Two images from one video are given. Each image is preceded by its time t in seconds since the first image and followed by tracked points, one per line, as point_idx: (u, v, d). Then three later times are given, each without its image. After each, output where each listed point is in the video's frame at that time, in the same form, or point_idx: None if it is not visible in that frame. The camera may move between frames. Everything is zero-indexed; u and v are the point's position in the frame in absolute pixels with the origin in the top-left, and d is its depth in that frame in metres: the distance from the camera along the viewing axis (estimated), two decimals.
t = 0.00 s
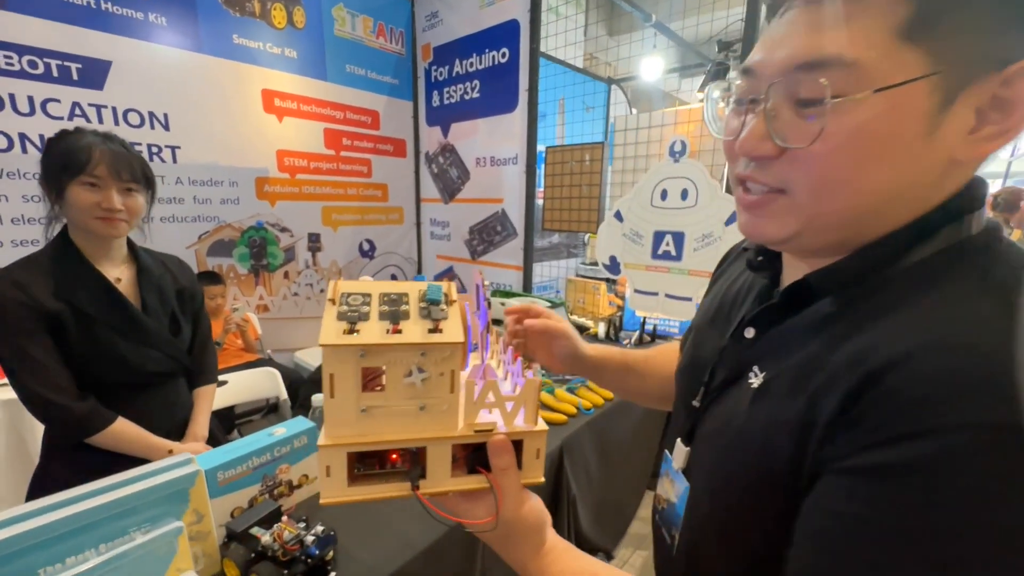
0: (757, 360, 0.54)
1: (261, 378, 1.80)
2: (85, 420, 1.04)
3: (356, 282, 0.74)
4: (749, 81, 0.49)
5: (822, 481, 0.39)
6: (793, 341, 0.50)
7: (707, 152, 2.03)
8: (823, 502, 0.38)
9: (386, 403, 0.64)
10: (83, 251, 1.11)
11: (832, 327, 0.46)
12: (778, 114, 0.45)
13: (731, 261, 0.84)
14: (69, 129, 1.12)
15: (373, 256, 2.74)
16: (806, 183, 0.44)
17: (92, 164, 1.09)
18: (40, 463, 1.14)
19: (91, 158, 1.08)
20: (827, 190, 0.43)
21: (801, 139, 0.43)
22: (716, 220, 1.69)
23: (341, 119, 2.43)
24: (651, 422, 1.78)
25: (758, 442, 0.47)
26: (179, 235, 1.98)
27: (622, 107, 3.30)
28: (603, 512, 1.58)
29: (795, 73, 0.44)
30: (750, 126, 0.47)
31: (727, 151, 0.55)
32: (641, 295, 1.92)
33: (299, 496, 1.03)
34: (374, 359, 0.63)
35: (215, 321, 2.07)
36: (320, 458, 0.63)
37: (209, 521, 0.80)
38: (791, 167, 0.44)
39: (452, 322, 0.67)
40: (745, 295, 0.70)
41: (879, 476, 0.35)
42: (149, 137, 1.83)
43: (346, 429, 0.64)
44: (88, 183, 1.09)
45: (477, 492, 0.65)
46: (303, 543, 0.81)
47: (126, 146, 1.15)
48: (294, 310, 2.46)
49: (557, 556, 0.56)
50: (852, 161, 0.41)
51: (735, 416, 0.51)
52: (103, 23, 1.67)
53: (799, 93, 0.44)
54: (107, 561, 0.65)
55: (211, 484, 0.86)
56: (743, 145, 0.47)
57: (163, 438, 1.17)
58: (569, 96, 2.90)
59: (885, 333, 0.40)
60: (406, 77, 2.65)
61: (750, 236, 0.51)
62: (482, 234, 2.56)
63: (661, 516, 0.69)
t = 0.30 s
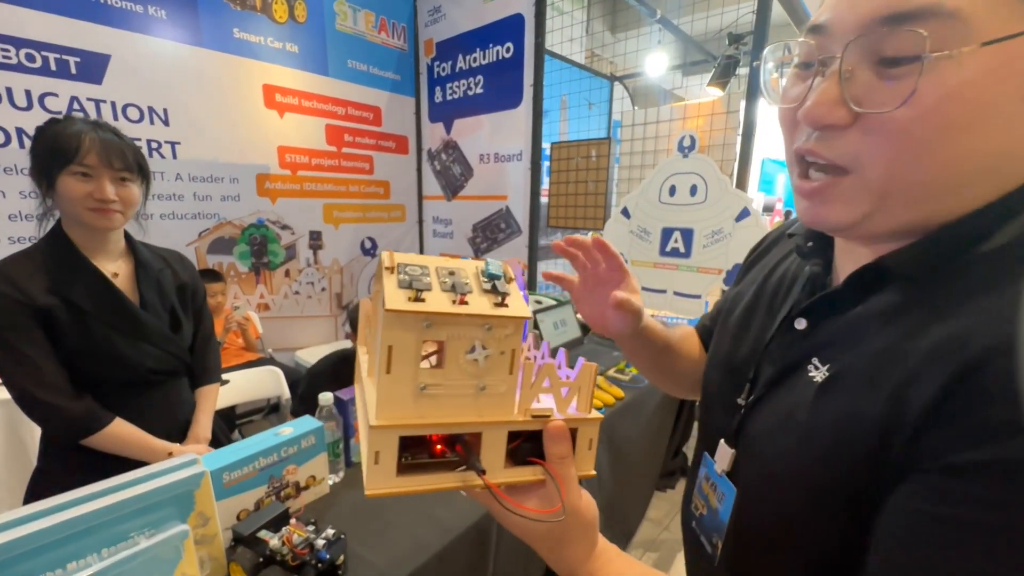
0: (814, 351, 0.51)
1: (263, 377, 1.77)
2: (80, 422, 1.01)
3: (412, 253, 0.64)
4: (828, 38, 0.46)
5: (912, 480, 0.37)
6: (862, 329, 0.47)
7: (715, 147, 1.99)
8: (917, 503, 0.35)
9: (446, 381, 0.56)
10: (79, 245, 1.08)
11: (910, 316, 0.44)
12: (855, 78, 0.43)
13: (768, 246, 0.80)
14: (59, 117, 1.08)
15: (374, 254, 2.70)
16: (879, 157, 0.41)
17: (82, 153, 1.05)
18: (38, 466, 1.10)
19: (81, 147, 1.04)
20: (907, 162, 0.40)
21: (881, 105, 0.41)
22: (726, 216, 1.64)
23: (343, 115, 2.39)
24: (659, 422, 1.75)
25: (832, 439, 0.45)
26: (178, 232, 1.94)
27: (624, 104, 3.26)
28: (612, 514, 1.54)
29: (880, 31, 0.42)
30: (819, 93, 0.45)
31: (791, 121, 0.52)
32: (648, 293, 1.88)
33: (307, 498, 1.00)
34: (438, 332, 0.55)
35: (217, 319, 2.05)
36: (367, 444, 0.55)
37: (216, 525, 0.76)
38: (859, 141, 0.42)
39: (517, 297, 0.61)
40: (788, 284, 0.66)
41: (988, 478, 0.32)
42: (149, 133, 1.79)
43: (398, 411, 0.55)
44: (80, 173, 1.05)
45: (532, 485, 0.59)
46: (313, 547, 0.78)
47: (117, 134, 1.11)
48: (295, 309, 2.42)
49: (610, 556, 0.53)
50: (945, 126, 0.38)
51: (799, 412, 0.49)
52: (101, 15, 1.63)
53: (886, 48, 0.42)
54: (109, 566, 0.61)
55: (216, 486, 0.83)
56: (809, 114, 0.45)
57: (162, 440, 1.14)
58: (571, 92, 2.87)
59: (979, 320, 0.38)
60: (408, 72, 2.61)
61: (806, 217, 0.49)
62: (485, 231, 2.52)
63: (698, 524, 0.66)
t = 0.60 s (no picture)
0: (827, 352, 0.53)
1: (259, 379, 1.77)
2: (76, 424, 1.00)
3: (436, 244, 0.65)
4: (869, 42, 0.46)
5: (925, 478, 0.38)
6: (879, 331, 0.49)
7: (708, 148, 2.00)
8: (929, 498, 0.37)
9: (484, 367, 0.57)
10: (70, 248, 1.07)
11: (927, 320, 0.45)
12: (897, 87, 0.43)
13: (773, 247, 0.81)
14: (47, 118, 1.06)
15: (369, 256, 2.70)
16: (915, 168, 0.41)
17: (72, 154, 1.04)
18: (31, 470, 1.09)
19: (71, 148, 1.04)
20: (943, 174, 0.41)
21: (926, 116, 0.41)
22: (719, 216, 1.67)
23: (337, 116, 2.38)
24: (653, 420, 1.77)
25: (847, 439, 0.47)
26: (171, 234, 1.93)
27: (616, 105, 3.27)
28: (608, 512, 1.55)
29: (930, 38, 0.42)
30: (855, 100, 0.45)
31: (819, 125, 0.52)
32: (642, 293, 1.90)
33: (304, 501, 1.00)
34: (476, 318, 0.57)
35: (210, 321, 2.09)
36: (410, 433, 0.54)
37: (214, 529, 0.76)
38: (897, 150, 0.42)
39: (544, 283, 0.64)
40: (795, 286, 0.67)
41: (1008, 478, 0.33)
42: (140, 133, 1.78)
43: (438, 399, 0.56)
44: (71, 174, 1.05)
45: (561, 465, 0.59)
46: (313, 551, 0.80)
47: (107, 134, 1.10)
48: (288, 310, 2.41)
49: (631, 533, 0.52)
50: (988, 141, 0.39)
51: (811, 415, 0.50)
52: (90, 14, 1.61)
53: (932, 56, 0.42)
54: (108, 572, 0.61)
55: (213, 490, 0.83)
56: (844, 121, 0.45)
57: (159, 442, 1.13)
58: (563, 94, 2.88)
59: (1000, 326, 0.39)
60: (401, 74, 2.61)
61: (829, 224, 0.49)
62: (480, 232, 2.52)
63: (704, 522, 0.68)
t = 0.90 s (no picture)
0: (807, 348, 0.56)
1: (232, 384, 1.72)
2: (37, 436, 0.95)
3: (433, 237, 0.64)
4: (873, 48, 0.47)
5: (899, 467, 0.41)
6: (858, 328, 0.51)
7: (681, 149, 2.05)
8: (903, 487, 0.39)
9: (491, 358, 0.58)
10: (22, 250, 1.02)
11: (902, 318, 0.48)
12: (900, 93, 0.45)
13: (757, 244, 0.84)
14: None
15: (345, 256, 2.65)
16: (909, 174, 0.44)
17: (20, 152, 0.99)
18: None
19: (19, 145, 0.99)
20: (937, 179, 0.43)
21: (928, 123, 0.43)
22: (692, 216, 1.71)
23: (310, 114, 2.34)
24: (631, 416, 1.81)
25: (830, 431, 0.49)
26: (136, 235, 1.86)
27: (590, 105, 3.31)
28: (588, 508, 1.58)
29: (936, 46, 0.43)
30: (859, 104, 0.47)
31: (815, 125, 0.54)
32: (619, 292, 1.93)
33: (283, 508, 0.99)
34: (484, 310, 0.57)
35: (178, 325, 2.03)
36: (422, 429, 0.53)
37: (185, 542, 0.75)
38: (897, 155, 0.45)
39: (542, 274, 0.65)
40: (780, 282, 0.70)
41: (978, 466, 0.36)
42: (100, 131, 1.70)
43: (448, 392, 0.55)
44: (20, 173, 1.00)
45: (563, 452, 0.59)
46: (290, 560, 0.80)
47: (58, 130, 1.05)
48: (262, 313, 2.35)
49: (626, 514, 0.52)
50: (981, 149, 0.41)
51: (793, 408, 0.53)
52: (44, 5, 1.54)
53: (934, 65, 0.44)
54: None
55: (184, 501, 0.81)
56: (849, 125, 0.47)
57: (126, 452, 1.10)
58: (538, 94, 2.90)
59: (971, 323, 0.41)
60: (376, 72, 2.57)
61: (827, 220, 0.52)
62: (458, 232, 2.51)
63: (687, 510, 0.71)
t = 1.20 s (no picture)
0: (769, 349, 0.58)
1: (191, 394, 1.64)
2: None
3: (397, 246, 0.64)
4: (836, 47, 0.50)
5: (856, 461, 0.42)
6: (817, 328, 0.53)
7: (645, 151, 2.11)
8: (859, 482, 0.41)
9: (459, 369, 0.58)
10: None
11: (857, 318, 0.50)
12: (858, 91, 0.48)
13: (724, 247, 0.87)
14: None
15: (310, 259, 2.59)
16: (861, 174, 0.47)
17: None
18: None
19: None
20: (893, 176, 0.45)
21: (883, 121, 0.46)
22: (656, 217, 1.76)
23: (271, 112, 2.27)
24: (601, 414, 1.84)
25: (792, 428, 0.50)
26: (81, 239, 1.76)
27: (558, 107, 3.36)
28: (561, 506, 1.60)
29: (890, 46, 0.46)
30: (818, 101, 0.49)
31: (778, 124, 0.56)
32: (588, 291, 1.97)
33: (246, 522, 0.96)
34: (450, 321, 0.58)
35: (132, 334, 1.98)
36: (390, 443, 0.53)
37: (140, 562, 0.73)
38: (852, 153, 0.47)
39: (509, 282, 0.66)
40: (745, 284, 0.73)
41: (927, 459, 0.38)
42: (41, 127, 1.60)
43: (416, 405, 0.56)
44: None
45: (533, 457, 0.61)
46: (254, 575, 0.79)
47: None
48: (223, 318, 2.27)
49: (598, 512, 0.54)
50: (931, 147, 0.44)
51: (758, 407, 0.55)
52: None
53: (891, 64, 0.47)
54: None
55: (138, 520, 0.79)
56: (807, 121, 0.50)
57: (74, 471, 1.05)
58: (507, 95, 2.91)
59: (919, 321, 0.43)
60: (340, 70, 2.52)
61: (785, 219, 0.55)
62: (427, 233, 2.48)
63: (655, 505, 0.74)
